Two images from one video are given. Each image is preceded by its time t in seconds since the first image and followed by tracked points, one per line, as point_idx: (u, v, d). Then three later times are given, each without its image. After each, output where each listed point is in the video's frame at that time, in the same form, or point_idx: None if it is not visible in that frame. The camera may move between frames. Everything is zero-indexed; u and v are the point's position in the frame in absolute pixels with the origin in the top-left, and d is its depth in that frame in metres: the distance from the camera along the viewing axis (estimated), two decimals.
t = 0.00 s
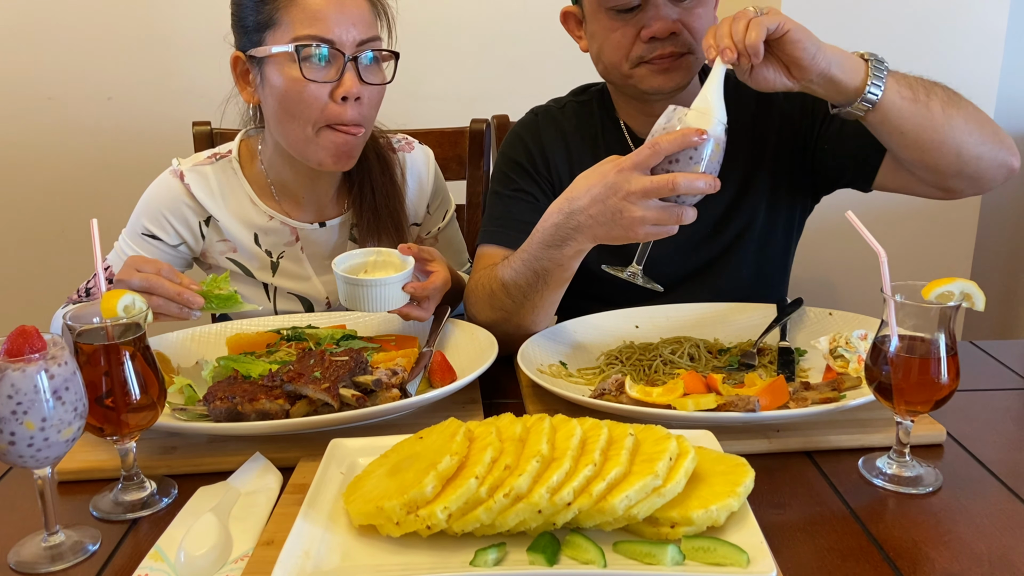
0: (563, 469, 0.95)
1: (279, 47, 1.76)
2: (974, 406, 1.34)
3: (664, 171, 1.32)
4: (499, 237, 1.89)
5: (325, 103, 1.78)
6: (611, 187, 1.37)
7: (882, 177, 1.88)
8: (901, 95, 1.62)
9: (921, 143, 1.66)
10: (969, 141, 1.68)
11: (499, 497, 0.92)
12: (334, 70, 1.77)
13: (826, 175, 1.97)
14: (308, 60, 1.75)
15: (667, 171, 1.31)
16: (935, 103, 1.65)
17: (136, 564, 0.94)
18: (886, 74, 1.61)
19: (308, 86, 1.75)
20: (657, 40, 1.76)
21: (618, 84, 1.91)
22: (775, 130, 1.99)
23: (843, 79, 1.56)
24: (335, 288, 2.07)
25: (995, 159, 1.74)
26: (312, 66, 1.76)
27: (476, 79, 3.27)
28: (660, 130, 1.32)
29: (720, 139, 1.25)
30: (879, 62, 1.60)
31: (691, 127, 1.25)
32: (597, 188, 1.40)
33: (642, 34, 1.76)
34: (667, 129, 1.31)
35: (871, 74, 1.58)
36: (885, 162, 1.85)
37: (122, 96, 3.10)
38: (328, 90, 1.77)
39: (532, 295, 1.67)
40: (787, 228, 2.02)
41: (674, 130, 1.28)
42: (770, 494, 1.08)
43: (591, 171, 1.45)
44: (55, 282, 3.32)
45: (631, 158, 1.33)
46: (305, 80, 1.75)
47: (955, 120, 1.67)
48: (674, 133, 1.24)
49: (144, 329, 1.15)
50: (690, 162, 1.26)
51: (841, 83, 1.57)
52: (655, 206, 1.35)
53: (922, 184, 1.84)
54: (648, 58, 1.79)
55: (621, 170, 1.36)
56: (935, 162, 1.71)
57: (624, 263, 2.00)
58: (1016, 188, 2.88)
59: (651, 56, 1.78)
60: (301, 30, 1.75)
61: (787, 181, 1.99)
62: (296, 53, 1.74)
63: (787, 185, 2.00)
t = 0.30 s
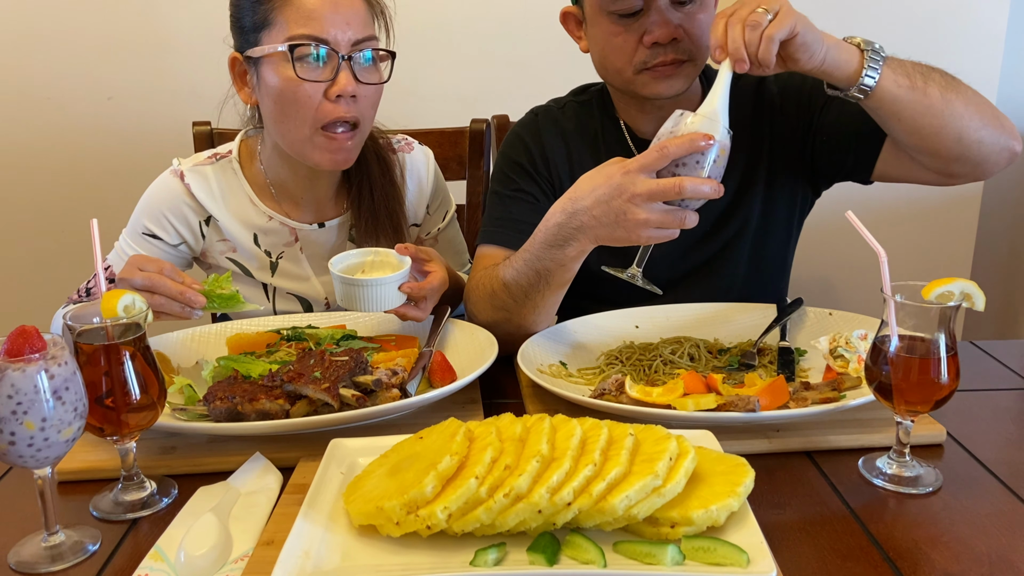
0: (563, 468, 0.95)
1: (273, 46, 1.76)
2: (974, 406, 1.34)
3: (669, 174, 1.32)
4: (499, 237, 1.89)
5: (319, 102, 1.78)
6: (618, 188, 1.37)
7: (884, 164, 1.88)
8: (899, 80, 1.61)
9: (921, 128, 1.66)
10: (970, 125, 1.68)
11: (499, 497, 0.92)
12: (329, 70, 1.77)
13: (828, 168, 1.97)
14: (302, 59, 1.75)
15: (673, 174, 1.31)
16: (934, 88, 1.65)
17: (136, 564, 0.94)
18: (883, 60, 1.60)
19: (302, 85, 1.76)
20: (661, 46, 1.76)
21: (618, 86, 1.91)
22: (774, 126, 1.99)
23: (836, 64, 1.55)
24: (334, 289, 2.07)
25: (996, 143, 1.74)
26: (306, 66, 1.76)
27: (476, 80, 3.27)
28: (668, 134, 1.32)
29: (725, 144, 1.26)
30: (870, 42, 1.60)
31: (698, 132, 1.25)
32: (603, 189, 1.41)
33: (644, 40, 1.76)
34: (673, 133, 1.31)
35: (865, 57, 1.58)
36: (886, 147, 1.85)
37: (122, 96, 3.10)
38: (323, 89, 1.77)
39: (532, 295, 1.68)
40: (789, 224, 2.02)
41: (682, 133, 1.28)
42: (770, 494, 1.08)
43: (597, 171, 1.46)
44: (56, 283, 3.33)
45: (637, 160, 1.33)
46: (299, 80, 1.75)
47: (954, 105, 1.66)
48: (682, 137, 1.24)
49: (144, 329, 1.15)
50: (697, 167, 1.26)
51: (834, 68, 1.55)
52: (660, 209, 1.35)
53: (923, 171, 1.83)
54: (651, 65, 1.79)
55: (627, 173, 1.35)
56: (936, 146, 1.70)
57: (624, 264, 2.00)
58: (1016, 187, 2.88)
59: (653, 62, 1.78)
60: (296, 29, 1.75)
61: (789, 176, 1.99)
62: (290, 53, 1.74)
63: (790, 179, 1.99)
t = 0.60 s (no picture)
0: (563, 468, 0.95)
1: (267, 45, 1.76)
2: (974, 406, 1.33)
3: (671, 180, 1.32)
4: (499, 238, 1.89)
5: (314, 99, 1.78)
6: (619, 194, 1.36)
7: (882, 160, 1.87)
8: (917, 88, 1.57)
9: (929, 132, 1.65)
10: (976, 134, 1.67)
11: (499, 497, 0.92)
12: (323, 67, 1.77)
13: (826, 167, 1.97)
14: (297, 57, 1.75)
15: (674, 180, 1.31)
16: (949, 98, 1.61)
17: (136, 564, 0.94)
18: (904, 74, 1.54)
19: (297, 83, 1.76)
20: (657, 46, 1.76)
21: (616, 88, 1.91)
22: (771, 125, 2.00)
23: (857, 63, 1.47)
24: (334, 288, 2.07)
25: (997, 150, 1.74)
26: (300, 64, 1.76)
27: (476, 80, 3.27)
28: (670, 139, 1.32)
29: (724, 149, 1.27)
30: (897, 45, 1.51)
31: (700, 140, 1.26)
32: (604, 193, 1.40)
33: (642, 40, 1.76)
34: (675, 140, 1.30)
35: (890, 59, 1.50)
36: (883, 144, 1.84)
37: (122, 96, 3.10)
38: (318, 86, 1.76)
39: (532, 295, 1.68)
40: (787, 222, 2.02)
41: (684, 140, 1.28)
42: (770, 494, 1.08)
43: (598, 173, 1.45)
44: (55, 283, 3.33)
45: (641, 166, 1.31)
46: (294, 78, 1.75)
47: (965, 114, 1.64)
48: (685, 143, 1.23)
49: (144, 329, 1.15)
50: (699, 173, 1.27)
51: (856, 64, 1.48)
52: (661, 215, 1.35)
53: (927, 173, 1.82)
54: (646, 65, 1.80)
55: (629, 178, 1.34)
56: (942, 150, 1.69)
57: (624, 265, 2.00)
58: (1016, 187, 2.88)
59: (650, 64, 1.79)
60: (291, 28, 1.75)
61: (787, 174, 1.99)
62: (284, 50, 1.74)
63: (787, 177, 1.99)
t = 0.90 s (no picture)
0: (563, 469, 0.95)
1: (265, 52, 1.77)
2: (974, 406, 1.34)
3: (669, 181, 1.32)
4: (498, 238, 1.89)
5: (313, 107, 1.78)
6: (618, 194, 1.36)
7: (879, 168, 1.88)
8: (926, 114, 1.57)
9: (933, 152, 1.66)
10: (978, 154, 1.69)
11: (499, 497, 0.92)
12: (321, 74, 1.77)
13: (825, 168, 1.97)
14: (293, 65, 1.75)
15: (673, 182, 1.31)
16: (955, 122, 1.62)
17: (136, 564, 0.94)
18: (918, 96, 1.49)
19: (295, 90, 1.76)
20: (654, 41, 1.75)
21: (614, 84, 1.91)
22: (770, 125, 1.99)
23: (869, 90, 1.46)
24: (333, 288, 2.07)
25: (996, 169, 1.76)
26: (298, 71, 1.77)
27: (476, 80, 3.27)
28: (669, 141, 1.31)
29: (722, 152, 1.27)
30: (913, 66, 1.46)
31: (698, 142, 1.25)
32: (603, 194, 1.40)
33: (639, 34, 1.75)
34: (674, 140, 1.30)
35: (903, 87, 1.47)
36: (882, 151, 1.84)
37: (122, 96, 3.10)
38: (316, 94, 1.77)
39: (532, 296, 1.68)
40: (785, 222, 2.03)
41: (684, 142, 1.28)
42: (770, 494, 1.08)
43: (596, 174, 1.44)
44: (55, 283, 3.33)
45: (640, 167, 1.31)
46: (291, 86, 1.76)
47: (969, 137, 1.65)
48: (685, 145, 1.23)
49: (144, 329, 1.15)
50: (698, 175, 1.28)
51: (869, 89, 1.45)
52: (660, 216, 1.36)
53: (926, 186, 1.84)
54: (643, 59, 1.79)
55: (628, 179, 1.34)
56: (943, 168, 1.71)
57: (623, 265, 2.00)
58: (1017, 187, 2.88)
59: (648, 57, 1.77)
60: (288, 35, 1.75)
61: (784, 175, 2.00)
62: (281, 60, 1.74)
63: (785, 179, 2.00)
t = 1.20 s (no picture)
0: (563, 469, 0.95)
1: (271, 57, 1.76)
2: (975, 406, 1.33)
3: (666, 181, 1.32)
4: (498, 238, 1.89)
5: (320, 111, 1.79)
6: (615, 195, 1.36)
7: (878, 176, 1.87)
8: (932, 130, 1.58)
9: (936, 166, 1.68)
10: (980, 169, 1.70)
11: (499, 497, 0.92)
12: (329, 77, 1.78)
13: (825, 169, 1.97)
14: (303, 68, 1.75)
15: (669, 182, 1.32)
16: (960, 138, 1.63)
17: (136, 565, 0.94)
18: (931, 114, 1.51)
19: (303, 95, 1.77)
20: (655, 37, 1.75)
21: (614, 83, 1.91)
22: (769, 126, 1.99)
23: (882, 105, 1.47)
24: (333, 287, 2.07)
25: (995, 183, 1.78)
26: (306, 74, 1.76)
27: (476, 80, 3.27)
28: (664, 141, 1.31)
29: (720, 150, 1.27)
30: (927, 70, 1.44)
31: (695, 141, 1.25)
32: (601, 194, 1.39)
33: (639, 31, 1.75)
34: (671, 140, 1.30)
35: (915, 104, 1.47)
36: (882, 156, 1.85)
37: (122, 95, 3.10)
38: (324, 97, 1.78)
39: (532, 296, 1.68)
40: (784, 223, 2.03)
41: (681, 141, 1.28)
42: (770, 494, 1.08)
43: (593, 175, 1.44)
44: (55, 283, 3.32)
45: (637, 167, 1.31)
46: (300, 90, 1.76)
47: (971, 153, 1.66)
48: (682, 144, 1.23)
49: (144, 328, 1.15)
50: (695, 174, 1.28)
51: (882, 104, 1.47)
52: (657, 216, 1.35)
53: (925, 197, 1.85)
54: (645, 57, 1.78)
55: (625, 179, 1.34)
56: (945, 182, 1.73)
57: (622, 265, 2.00)
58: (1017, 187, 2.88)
59: (648, 55, 1.77)
60: (295, 40, 1.74)
61: (784, 177, 2.00)
62: (290, 63, 1.74)
63: (784, 181, 2.00)
